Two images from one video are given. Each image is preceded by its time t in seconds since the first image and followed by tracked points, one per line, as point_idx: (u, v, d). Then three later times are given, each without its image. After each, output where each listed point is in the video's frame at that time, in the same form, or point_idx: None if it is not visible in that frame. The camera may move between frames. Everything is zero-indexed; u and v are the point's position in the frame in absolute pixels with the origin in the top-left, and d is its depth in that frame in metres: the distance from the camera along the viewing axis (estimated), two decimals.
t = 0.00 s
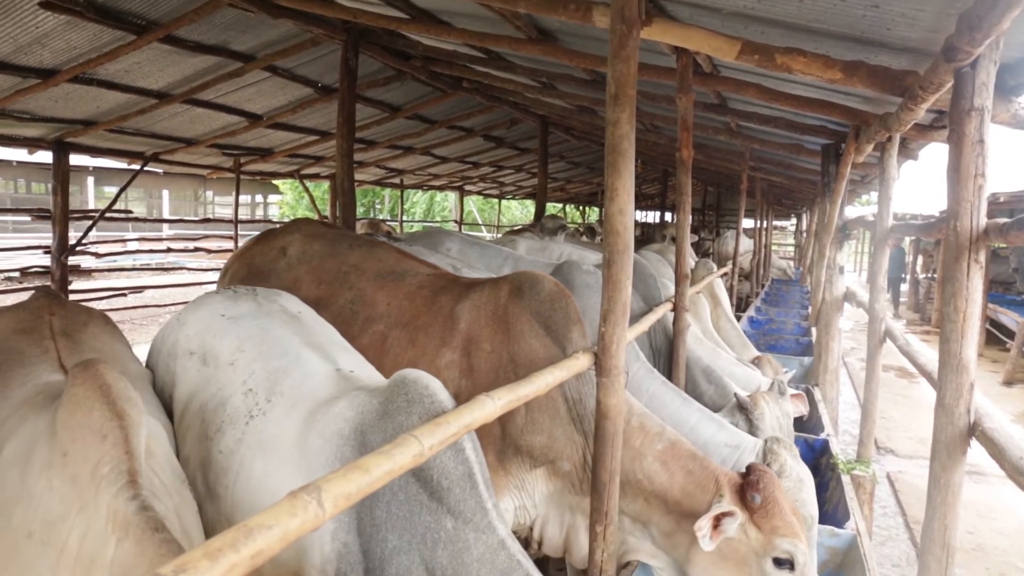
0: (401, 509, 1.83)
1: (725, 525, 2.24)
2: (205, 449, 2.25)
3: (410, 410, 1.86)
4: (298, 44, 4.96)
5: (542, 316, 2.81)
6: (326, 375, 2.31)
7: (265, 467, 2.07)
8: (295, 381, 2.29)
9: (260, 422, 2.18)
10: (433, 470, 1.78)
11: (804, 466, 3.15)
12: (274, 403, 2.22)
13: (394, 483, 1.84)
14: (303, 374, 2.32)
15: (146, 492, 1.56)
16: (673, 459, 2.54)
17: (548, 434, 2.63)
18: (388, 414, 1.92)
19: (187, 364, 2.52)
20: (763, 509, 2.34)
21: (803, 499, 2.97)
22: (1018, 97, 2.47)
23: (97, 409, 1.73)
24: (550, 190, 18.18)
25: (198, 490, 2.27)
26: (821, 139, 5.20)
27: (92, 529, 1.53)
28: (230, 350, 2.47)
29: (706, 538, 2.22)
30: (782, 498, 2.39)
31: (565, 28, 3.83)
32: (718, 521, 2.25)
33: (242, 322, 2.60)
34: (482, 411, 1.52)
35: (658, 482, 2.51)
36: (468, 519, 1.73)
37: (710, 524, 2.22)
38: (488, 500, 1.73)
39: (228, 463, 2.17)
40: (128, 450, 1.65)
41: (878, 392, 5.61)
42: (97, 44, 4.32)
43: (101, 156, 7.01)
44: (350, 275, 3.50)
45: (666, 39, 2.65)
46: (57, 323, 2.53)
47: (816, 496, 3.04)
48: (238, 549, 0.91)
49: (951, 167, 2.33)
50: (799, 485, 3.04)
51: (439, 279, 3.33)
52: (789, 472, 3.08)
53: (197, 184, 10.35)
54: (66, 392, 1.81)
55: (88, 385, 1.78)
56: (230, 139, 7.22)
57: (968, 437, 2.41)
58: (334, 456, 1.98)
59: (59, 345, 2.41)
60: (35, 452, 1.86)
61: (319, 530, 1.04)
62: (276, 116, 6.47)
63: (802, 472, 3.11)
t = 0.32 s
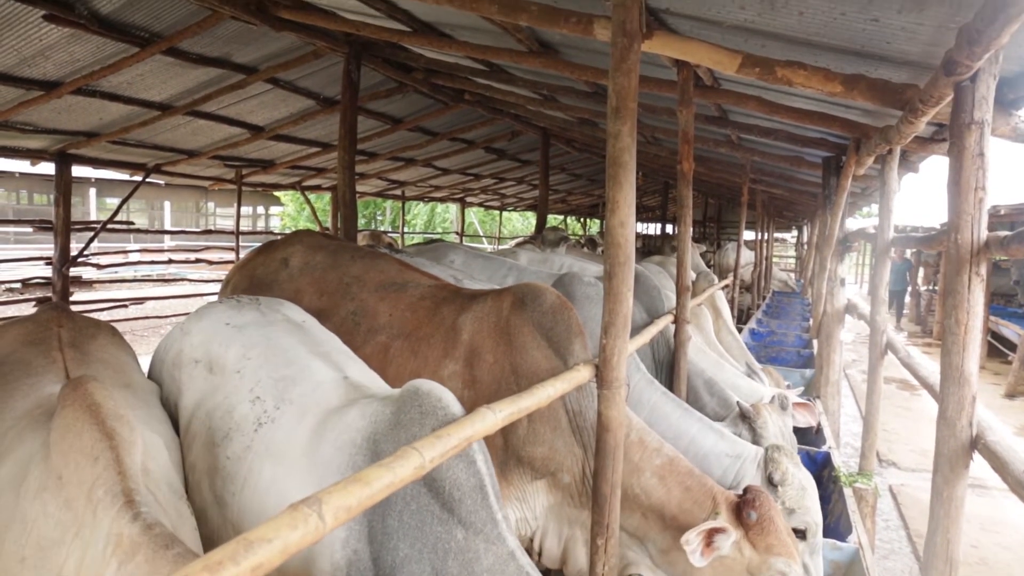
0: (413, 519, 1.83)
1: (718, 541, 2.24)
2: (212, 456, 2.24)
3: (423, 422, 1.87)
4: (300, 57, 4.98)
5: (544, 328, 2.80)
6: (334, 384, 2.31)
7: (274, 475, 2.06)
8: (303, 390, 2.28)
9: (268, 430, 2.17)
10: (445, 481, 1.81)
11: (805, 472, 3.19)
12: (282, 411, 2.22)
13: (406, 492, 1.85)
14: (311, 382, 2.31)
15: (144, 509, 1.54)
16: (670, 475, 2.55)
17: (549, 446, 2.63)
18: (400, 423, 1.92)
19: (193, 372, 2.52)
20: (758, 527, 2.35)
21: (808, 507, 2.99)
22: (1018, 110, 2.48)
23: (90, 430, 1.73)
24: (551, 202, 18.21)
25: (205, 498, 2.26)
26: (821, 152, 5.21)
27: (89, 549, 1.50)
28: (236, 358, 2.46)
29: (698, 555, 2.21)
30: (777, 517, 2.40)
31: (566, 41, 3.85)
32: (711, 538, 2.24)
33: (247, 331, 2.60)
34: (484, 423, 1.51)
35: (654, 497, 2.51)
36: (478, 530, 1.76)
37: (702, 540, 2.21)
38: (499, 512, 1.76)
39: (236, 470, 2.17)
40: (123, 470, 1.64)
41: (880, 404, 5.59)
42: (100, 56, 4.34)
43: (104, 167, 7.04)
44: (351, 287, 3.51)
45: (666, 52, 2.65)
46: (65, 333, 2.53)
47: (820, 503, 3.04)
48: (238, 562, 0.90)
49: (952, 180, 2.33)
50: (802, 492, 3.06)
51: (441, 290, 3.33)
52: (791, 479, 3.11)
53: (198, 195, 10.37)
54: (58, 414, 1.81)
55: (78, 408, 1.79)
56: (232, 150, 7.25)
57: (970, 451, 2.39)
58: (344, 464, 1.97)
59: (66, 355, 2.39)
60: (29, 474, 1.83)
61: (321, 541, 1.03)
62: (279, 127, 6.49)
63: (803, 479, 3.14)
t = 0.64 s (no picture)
0: (417, 523, 1.83)
1: (721, 550, 2.22)
2: (215, 464, 2.24)
3: (427, 427, 1.86)
4: (302, 66, 5.00)
5: (542, 337, 2.80)
6: (337, 392, 2.31)
7: (278, 483, 2.06)
8: (306, 398, 2.28)
9: (272, 438, 2.16)
10: (449, 484, 1.80)
11: (804, 481, 3.14)
12: (285, 419, 2.21)
13: (410, 496, 1.84)
14: (314, 390, 2.31)
15: (151, 540, 1.53)
16: (669, 485, 2.54)
17: (547, 455, 2.62)
18: (405, 429, 1.91)
19: (193, 381, 2.51)
20: (760, 535, 2.34)
21: (809, 515, 3.01)
22: (1018, 120, 2.49)
23: (93, 455, 1.71)
24: (552, 211, 18.25)
25: (206, 506, 2.25)
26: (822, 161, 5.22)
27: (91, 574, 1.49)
28: (237, 366, 2.46)
29: (701, 564, 2.20)
30: (777, 524, 2.40)
31: (567, 51, 3.87)
32: (714, 547, 2.23)
33: (248, 339, 2.60)
34: (484, 432, 1.51)
35: (653, 506, 2.50)
36: (482, 533, 1.75)
37: (704, 549, 2.20)
38: (502, 514, 1.75)
39: (239, 477, 2.16)
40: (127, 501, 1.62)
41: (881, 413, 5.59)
42: (102, 66, 4.36)
43: (105, 176, 7.06)
44: (351, 296, 3.51)
45: (666, 62, 2.65)
46: (69, 349, 2.52)
47: (820, 511, 3.06)
48: (238, 571, 0.89)
49: (952, 190, 2.34)
50: (801, 500, 3.05)
51: (440, 299, 3.33)
52: (789, 488, 3.07)
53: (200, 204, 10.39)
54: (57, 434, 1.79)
55: (79, 429, 1.78)
56: (234, 159, 7.27)
57: (971, 461, 2.39)
58: (347, 471, 1.96)
59: (70, 371, 2.38)
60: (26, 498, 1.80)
61: (321, 551, 1.03)
62: (280, 136, 6.51)
63: (803, 487, 3.11)
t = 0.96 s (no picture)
0: (421, 523, 1.82)
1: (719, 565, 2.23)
2: (218, 465, 2.23)
3: (430, 427, 1.86)
4: (301, 67, 5.00)
5: (537, 339, 2.80)
6: (340, 392, 2.30)
7: (282, 483, 2.05)
8: (308, 398, 2.28)
9: (274, 438, 2.16)
10: (453, 485, 1.80)
11: (802, 479, 3.15)
12: (287, 419, 2.21)
13: (413, 496, 1.84)
14: (316, 390, 2.31)
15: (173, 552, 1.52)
16: (663, 494, 2.53)
17: (541, 459, 2.62)
18: (409, 429, 1.91)
19: (194, 382, 2.51)
20: (754, 544, 2.34)
21: (807, 513, 3.01)
22: (1018, 121, 2.49)
23: (102, 465, 1.68)
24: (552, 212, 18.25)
25: (209, 507, 2.24)
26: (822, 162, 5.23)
27: None
28: (239, 366, 2.46)
29: None
30: (768, 528, 2.41)
31: (567, 51, 3.87)
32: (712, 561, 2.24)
33: (249, 339, 2.60)
34: (484, 432, 1.51)
35: (647, 517, 2.49)
36: (485, 534, 1.75)
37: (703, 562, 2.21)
38: (505, 516, 1.76)
39: (241, 477, 2.16)
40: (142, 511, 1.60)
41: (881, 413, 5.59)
42: (101, 67, 4.36)
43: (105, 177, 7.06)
44: (349, 297, 3.51)
45: (666, 62, 2.65)
46: (69, 360, 2.50)
47: (820, 507, 3.06)
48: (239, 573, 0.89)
49: (951, 191, 2.33)
50: (800, 498, 3.05)
51: (437, 300, 3.33)
52: (787, 486, 3.08)
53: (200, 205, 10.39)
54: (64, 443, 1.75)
55: (88, 437, 1.74)
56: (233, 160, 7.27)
57: (971, 461, 2.39)
58: (350, 471, 1.96)
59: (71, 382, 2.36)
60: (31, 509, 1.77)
61: (321, 552, 1.03)
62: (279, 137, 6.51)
63: (801, 485, 3.12)
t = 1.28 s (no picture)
0: (423, 524, 1.82)
1: (706, 563, 2.26)
2: (223, 468, 2.23)
3: (433, 429, 1.86)
4: (301, 69, 5.00)
5: (535, 341, 2.80)
6: (343, 393, 2.30)
7: (287, 485, 2.05)
8: (311, 399, 2.28)
9: (278, 440, 2.16)
10: (455, 486, 1.80)
11: (804, 484, 3.11)
12: (290, 421, 2.21)
13: (415, 497, 1.84)
14: (319, 392, 2.31)
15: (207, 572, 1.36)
16: (662, 495, 2.53)
17: (540, 460, 2.62)
18: (411, 431, 1.91)
19: (198, 384, 2.51)
20: (750, 546, 2.34)
21: (807, 519, 2.94)
22: (1017, 123, 2.49)
23: (136, 478, 1.56)
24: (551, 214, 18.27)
25: (213, 509, 2.24)
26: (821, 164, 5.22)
27: None
28: (243, 368, 2.46)
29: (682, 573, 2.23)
30: (767, 533, 2.39)
31: (566, 53, 3.87)
32: (699, 559, 2.26)
33: (252, 341, 2.60)
34: (484, 434, 1.50)
35: (645, 517, 2.49)
36: (489, 535, 1.75)
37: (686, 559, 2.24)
38: (508, 516, 1.76)
39: (246, 479, 2.17)
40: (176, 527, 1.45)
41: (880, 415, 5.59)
42: (102, 68, 4.37)
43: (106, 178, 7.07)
44: (347, 298, 3.51)
45: (665, 64, 2.66)
46: (78, 372, 2.48)
47: (820, 513, 2.98)
48: None
49: (951, 193, 2.33)
50: (800, 503, 3.00)
51: (436, 302, 3.33)
52: (788, 490, 3.05)
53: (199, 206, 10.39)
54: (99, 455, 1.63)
55: (125, 449, 1.62)
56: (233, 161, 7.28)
57: (971, 463, 2.39)
58: (352, 473, 1.96)
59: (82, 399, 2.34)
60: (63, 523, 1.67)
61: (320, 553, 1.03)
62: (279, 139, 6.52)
63: (803, 490, 3.07)
